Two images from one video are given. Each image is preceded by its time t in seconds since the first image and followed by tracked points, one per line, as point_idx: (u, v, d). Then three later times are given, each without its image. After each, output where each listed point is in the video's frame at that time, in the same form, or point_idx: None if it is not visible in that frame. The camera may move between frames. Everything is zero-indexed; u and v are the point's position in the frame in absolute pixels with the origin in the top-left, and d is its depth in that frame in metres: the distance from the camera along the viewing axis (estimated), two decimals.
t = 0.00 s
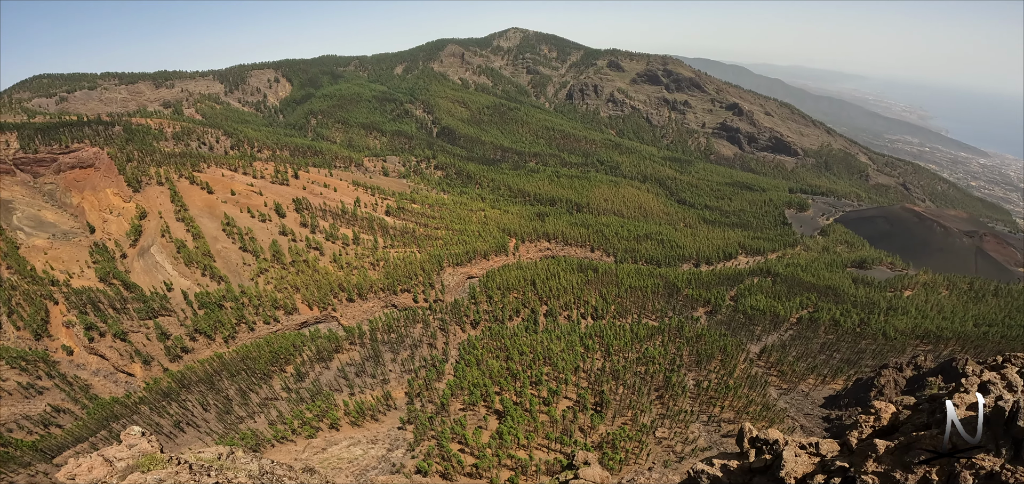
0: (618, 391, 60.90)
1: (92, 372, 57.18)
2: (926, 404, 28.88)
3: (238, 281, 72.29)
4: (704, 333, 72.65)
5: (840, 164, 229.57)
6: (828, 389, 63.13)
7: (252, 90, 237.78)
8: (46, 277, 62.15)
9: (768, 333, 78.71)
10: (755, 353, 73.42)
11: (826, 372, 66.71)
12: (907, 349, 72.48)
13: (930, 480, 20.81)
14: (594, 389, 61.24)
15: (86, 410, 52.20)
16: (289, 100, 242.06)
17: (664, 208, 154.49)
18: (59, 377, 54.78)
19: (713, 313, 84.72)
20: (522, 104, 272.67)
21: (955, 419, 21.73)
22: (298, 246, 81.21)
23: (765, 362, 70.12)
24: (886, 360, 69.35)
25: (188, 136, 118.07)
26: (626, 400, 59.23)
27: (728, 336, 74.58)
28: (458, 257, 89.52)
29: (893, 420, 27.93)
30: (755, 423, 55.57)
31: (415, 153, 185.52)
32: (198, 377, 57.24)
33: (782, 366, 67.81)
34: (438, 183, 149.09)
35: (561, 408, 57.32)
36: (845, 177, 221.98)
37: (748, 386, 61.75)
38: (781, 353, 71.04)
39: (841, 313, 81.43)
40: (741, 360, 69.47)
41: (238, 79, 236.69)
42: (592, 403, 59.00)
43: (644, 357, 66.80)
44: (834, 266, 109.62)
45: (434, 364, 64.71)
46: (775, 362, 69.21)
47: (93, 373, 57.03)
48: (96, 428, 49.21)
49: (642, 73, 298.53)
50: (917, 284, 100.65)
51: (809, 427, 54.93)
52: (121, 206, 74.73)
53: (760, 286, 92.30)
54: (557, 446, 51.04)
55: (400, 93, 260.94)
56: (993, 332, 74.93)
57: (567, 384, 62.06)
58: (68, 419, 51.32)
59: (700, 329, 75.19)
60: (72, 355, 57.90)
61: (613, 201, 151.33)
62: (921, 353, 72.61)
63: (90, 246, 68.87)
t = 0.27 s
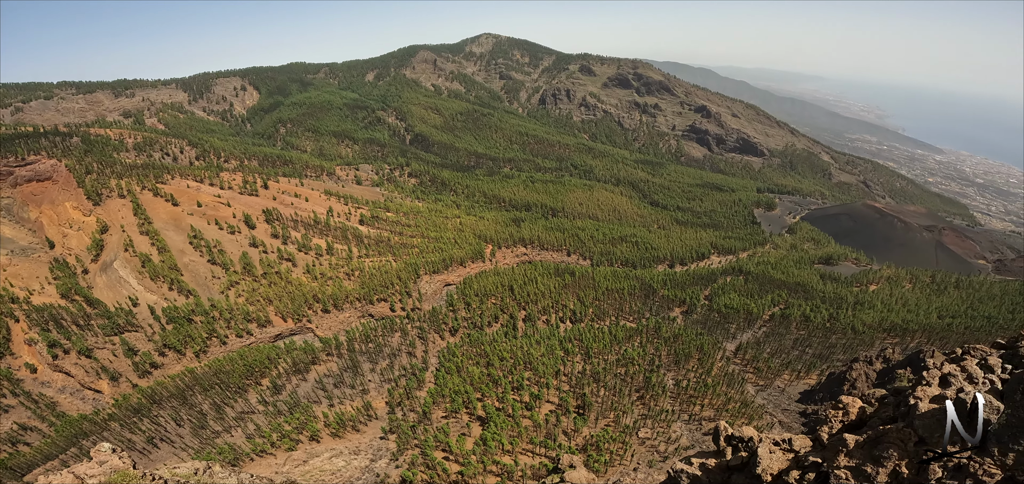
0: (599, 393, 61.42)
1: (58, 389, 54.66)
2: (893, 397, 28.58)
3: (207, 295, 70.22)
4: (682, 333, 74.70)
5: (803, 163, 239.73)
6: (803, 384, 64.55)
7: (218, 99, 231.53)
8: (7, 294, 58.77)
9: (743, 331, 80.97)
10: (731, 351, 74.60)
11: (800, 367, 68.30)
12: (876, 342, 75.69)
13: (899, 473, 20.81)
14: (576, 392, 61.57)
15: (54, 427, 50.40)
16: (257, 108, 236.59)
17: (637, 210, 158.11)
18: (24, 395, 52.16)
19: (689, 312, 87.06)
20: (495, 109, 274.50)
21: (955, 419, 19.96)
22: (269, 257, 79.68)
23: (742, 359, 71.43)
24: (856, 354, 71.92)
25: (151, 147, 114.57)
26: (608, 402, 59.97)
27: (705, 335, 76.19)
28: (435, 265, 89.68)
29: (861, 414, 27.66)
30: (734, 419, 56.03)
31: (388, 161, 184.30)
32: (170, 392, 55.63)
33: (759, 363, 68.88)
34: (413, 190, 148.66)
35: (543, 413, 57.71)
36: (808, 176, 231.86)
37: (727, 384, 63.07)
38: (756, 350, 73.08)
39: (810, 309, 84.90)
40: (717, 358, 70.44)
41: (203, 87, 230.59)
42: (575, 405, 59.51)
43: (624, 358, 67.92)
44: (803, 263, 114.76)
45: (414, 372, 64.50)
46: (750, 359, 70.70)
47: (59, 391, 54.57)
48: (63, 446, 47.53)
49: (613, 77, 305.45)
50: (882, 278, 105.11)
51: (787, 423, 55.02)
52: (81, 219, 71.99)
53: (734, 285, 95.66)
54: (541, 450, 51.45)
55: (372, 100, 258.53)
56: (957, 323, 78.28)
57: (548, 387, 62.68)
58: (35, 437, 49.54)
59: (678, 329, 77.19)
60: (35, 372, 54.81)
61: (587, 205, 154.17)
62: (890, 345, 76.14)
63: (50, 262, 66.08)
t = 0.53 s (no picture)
0: (580, 398, 62.16)
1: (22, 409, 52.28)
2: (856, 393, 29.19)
3: (174, 310, 67.95)
4: (660, 335, 76.68)
5: (768, 165, 249.42)
6: (777, 382, 67.08)
7: (181, 109, 224.52)
8: None
9: (717, 330, 83.37)
10: (707, 351, 76.52)
11: (775, 365, 70.65)
12: (844, 338, 78.77)
13: (867, 468, 21.54)
14: (557, 397, 62.19)
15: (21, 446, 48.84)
16: (222, 118, 230.05)
17: (609, 215, 161.16)
18: None
19: (664, 314, 89.24)
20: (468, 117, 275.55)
21: (954, 419, 19.47)
22: (238, 271, 77.81)
23: (718, 359, 73.26)
24: (826, 350, 75.49)
25: (110, 158, 110.54)
26: (589, 406, 60.75)
27: (681, 336, 78.13)
28: (411, 275, 89.41)
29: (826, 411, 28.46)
30: (713, 418, 58.10)
31: (360, 171, 182.23)
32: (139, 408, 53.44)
33: (734, 362, 70.79)
34: (386, 200, 147.64)
35: (525, 419, 58.15)
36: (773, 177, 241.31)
37: (704, 384, 64.74)
38: (731, 349, 74.66)
39: (780, 308, 88.24)
40: (694, 358, 72.39)
41: (165, 96, 223.59)
42: (557, 411, 60.25)
43: (604, 362, 68.87)
44: (772, 263, 119.65)
45: (393, 383, 63.94)
46: (727, 358, 72.46)
47: (22, 409, 52.26)
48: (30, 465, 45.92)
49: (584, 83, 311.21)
50: (848, 276, 110.43)
51: (766, 421, 57.46)
52: (37, 235, 68.82)
53: (707, 286, 98.79)
54: (525, 457, 52.06)
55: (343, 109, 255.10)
56: (920, 317, 81.87)
57: (528, 394, 63.10)
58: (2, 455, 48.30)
59: (655, 331, 78.98)
60: None
61: (562, 211, 156.26)
62: (858, 341, 79.28)
63: (7, 279, 62.50)
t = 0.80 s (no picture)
0: (561, 405, 62.96)
1: None
2: (823, 392, 30.27)
3: (140, 329, 65.33)
4: (637, 339, 78.11)
5: (735, 169, 258.34)
6: (753, 382, 69.35)
7: (142, 121, 216.81)
8: None
9: (693, 333, 85.67)
10: (684, 353, 78.33)
11: (750, 365, 72.91)
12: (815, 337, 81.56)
13: (840, 466, 22.54)
14: (539, 404, 62.74)
15: None
16: (187, 130, 223.07)
17: (583, 222, 163.65)
18: None
19: (641, 319, 91.32)
20: (441, 126, 275.78)
21: (955, 419, 19.47)
22: (207, 287, 75.58)
23: (695, 361, 75.04)
24: (798, 349, 78.15)
25: (68, 174, 106.48)
26: (570, 412, 61.48)
27: (658, 339, 79.77)
28: (386, 287, 88.92)
29: (797, 410, 29.15)
30: (693, 420, 59.25)
31: (331, 183, 179.83)
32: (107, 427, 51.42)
33: (711, 362, 72.95)
34: (359, 213, 146.19)
35: (507, 428, 58.50)
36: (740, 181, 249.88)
37: (683, 386, 66.11)
38: (707, 351, 76.28)
39: (752, 308, 91.24)
40: (672, 361, 74.04)
41: (126, 108, 216.59)
42: (539, 418, 60.74)
43: (583, 368, 69.68)
44: (742, 264, 123.78)
45: (372, 395, 63.22)
46: (704, 361, 74.15)
47: None
48: None
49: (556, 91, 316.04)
50: (814, 275, 115.38)
51: (744, 420, 59.30)
52: None
53: (681, 290, 101.60)
54: (510, 465, 52.28)
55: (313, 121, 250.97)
56: (886, 314, 85.57)
57: (509, 403, 63.22)
58: None
59: (632, 336, 80.37)
60: None
61: (536, 219, 157.90)
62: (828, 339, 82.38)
63: None
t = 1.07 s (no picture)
0: (544, 409, 62.44)
1: None
2: (796, 391, 30.78)
3: (107, 343, 61.80)
4: (615, 342, 77.97)
5: (708, 172, 264.92)
6: (731, 381, 70.47)
7: (105, 129, 208.89)
8: None
9: (670, 335, 86.78)
10: (663, 355, 79.17)
11: (727, 364, 74.22)
12: (788, 335, 83.65)
13: (815, 464, 22.92)
14: (521, 410, 61.83)
15: None
16: (152, 138, 214.94)
17: (561, 227, 164.40)
18: None
19: (619, 323, 91.99)
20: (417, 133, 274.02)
21: (954, 420, 19.29)
22: (176, 299, 72.45)
23: (674, 362, 75.97)
24: (772, 348, 79.94)
25: (22, 184, 101.22)
26: (553, 417, 61.00)
27: (637, 342, 80.36)
28: (363, 296, 87.29)
29: (772, 410, 29.57)
30: (675, 421, 59.56)
31: (305, 191, 175.91)
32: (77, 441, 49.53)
33: (689, 364, 73.82)
34: (334, 222, 143.30)
35: (490, 434, 57.63)
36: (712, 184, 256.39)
37: (663, 387, 66.44)
38: (685, 352, 77.45)
39: (727, 309, 93.09)
40: (651, 364, 74.58)
41: (88, 116, 208.71)
42: (522, 424, 59.80)
43: (564, 372, 69.31)
44: (715, 266, 126.45)
45: (352, 405, 61.39)
46: (682, 362, 74.95)
47: None
48: None
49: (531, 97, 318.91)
50: (785, 275, 118.83)
51: (724, 420, 60.25)
52: None
53: (658, 292, 103.06)
54: (493, 471, 51.76)
55: (284, 128, 245.12)
56: (854, 312, 88.53)
57: (492, 409, 62.17)
58: None
59: (611, 339, 80.35)
60: None
61: (514, 225, 158.07)
62: (801, 337, 84.21)
63: None
